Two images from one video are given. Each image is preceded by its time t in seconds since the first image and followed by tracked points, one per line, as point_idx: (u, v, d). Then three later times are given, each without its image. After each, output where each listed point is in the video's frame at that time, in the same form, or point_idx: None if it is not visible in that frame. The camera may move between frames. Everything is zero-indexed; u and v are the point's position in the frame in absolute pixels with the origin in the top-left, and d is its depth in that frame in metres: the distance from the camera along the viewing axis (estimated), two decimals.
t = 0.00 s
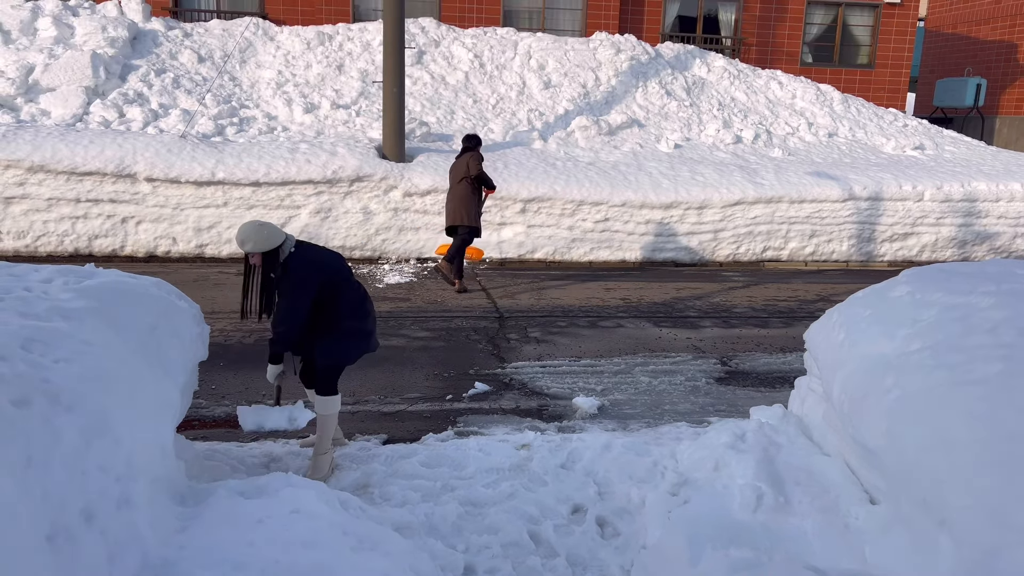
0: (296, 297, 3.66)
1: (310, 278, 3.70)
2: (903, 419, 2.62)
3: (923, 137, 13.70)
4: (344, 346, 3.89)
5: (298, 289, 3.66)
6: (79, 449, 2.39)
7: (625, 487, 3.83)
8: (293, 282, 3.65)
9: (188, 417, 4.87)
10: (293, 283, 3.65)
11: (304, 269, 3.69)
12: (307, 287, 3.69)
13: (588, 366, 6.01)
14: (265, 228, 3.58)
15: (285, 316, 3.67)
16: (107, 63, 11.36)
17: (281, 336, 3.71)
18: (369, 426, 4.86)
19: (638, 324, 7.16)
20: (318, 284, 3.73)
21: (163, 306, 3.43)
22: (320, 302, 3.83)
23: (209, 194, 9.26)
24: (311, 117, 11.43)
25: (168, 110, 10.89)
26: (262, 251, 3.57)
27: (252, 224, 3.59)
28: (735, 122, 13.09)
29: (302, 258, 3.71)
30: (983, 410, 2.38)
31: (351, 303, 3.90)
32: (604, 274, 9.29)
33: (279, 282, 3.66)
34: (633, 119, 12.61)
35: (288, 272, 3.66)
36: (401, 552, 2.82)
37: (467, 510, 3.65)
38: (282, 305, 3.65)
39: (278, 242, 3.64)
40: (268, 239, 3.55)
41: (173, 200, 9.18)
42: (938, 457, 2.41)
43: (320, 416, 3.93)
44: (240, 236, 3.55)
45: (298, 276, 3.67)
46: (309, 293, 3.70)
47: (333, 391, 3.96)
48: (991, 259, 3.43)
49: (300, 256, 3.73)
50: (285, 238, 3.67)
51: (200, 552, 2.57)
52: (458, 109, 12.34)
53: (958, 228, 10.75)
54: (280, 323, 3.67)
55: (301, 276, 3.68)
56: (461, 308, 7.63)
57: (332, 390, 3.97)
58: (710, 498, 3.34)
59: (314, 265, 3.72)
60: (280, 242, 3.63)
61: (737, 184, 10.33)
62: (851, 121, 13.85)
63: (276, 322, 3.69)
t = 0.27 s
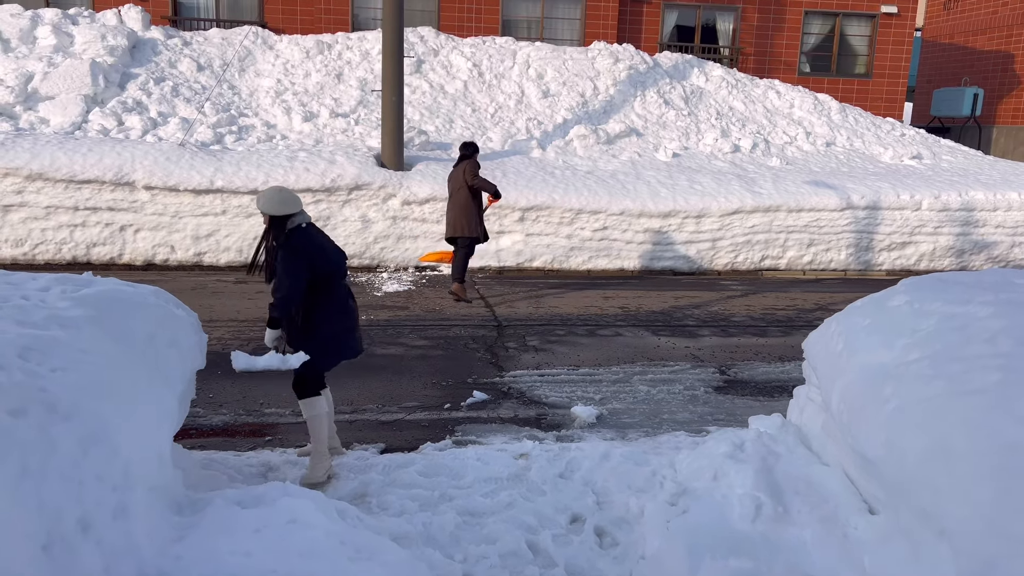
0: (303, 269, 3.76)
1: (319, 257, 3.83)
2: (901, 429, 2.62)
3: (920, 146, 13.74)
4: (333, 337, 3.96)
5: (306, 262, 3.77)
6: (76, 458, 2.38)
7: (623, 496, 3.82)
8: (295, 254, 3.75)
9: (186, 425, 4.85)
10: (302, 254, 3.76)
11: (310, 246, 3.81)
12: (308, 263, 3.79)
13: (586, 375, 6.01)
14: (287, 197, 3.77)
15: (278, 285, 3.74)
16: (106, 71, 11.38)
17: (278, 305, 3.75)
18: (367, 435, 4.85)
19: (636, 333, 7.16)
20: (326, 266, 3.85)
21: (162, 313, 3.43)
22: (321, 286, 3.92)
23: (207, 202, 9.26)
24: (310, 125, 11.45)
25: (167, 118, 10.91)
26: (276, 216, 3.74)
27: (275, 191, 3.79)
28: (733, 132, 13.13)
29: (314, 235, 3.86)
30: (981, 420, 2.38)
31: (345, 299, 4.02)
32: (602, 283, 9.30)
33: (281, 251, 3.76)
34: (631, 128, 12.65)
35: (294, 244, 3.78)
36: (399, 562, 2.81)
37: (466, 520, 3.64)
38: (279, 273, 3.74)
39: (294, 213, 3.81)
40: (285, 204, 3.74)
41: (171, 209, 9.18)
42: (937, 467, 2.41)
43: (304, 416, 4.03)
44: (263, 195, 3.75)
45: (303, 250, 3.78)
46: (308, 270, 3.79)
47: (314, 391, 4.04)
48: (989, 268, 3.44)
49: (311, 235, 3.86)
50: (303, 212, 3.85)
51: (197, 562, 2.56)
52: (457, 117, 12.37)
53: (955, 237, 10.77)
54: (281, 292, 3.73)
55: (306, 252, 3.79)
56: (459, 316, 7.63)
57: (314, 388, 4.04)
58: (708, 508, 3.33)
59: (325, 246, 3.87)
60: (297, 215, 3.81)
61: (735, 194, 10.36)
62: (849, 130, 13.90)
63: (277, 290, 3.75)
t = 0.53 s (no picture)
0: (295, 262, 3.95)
1: (316, 252, 4.04)
2: (900, 434, 2.62)
3: (918, 152, 13.77)
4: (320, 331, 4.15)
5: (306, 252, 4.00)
6: (73, 464, 2.38)
7: (622, 502, 3.80)
8: (292, 246, 3.96)
9: (183, 431, 4.84)
10: (304, 244, 3.99)
11: (309, 241, 4.01)
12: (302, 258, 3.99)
13: (585, 380, 6.00)
14: (296, 192, 3.99)
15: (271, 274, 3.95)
16: (105, 76, 11.40)
17: (273, 290, 3.94)
18: (365, 441, 4.83)
19: (635, 338, 7.16)
20: (326, 260, 4.08)
21: (161, 318, 3.42)
22: (314, 282, 4.10)
23: (206, 207, 9.26)
24: (309, 130, 11.45)
25: (165, 123, 10.91)
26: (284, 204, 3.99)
27: (289, 182, 4.04)
28: (732, 137, 13.14)
29: (315, 232, 4.06)
30: (980, 425, 2.38)
31: (332, 298, 4.21)
32: (601, 288, 9.29)
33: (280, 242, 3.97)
34: (629, 133, 12.66)
35: (294, 237, 3.98)
36: (397, 568, 2.79)
37: (463, 526, 3.62)
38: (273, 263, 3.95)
39: (301, 209, 4.04)
40: (290, 198, 3.96)
41: (169, 213, 9.18)
42: (935, 472, 2.40)
43: (273, 405, 4.33)
44: (276, 186, 4.01)
45: (300, 244, 3.99)
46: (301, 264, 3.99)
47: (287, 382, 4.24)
48: (988, 273, 3.44)
49: (313, 232, 4.06)
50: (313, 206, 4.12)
51: (194, 569, 2.54)
52: (456, 123, 12.38)
53: (954, 242, 10.77)
54: (278, 276, 3.92)
55: (303, 246, 4.00)
56: (457, 321, 7.62)
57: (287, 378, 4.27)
58: (707, 514, 3.32)
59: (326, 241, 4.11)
60: (303, 210, 4.03)
61: (734, 199, 10.37)
62: (847, 135, 13.92)
63: (271, 275, 3.94)
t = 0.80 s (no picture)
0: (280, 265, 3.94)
1: (304, 255, 4.01)
2: (900, 435, 2.62)
3: (917, 153, 13.78)
4: (307, 333, 4.15)
5: (296, 255, 3.99)
6: (71, 466, 2.37)
7: (621, 503, 3.79)
8: (278, 248, 3.94)
9: (182, 432, 4.83)
10: (291, 246, 3.96)
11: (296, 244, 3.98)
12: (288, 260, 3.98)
13: (584, 381, 6.00)
14: (289, 193, 3.97)
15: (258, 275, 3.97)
16: (103, 78, 11.40)
17: (259, 291, 3.96)
18: (363, 442, 4.83)
19: (634, 339, 7.16)
20: (316, 262, 4.05)
21: (159, 320, 3.42)
22: (302, 284, 4.07)
23: (204, 209, 9.26)
24: (308, 132, 11.45)
25: (164, 125, 10.91)
26: (277, 204, 4.00)
27: (286, 182, 4.02)
28: (730, 138, 13.15)
29: (305, 234, 4.02)
30: (980, 426, 2.38)
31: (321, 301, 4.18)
32: (599, 289, 9.29)
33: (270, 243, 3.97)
34: (628, 134, 12.66)
35: (282, 238, 3.96)
36: (395, 570, 2.78)
37: (463, 527, 3.61)
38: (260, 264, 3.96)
39: (293, 211, 4.01)
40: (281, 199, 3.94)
41: (168, 215, 9.17)
42: (935, 473, 2.40)
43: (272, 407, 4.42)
44: (272, 185, 4.01)
45: (287, 245, 3.96)
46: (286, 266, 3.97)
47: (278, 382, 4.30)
48: (986, 274, 3.44)
49: (304, 234, 4.03)
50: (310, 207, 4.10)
51: (192, 571, 2.53)
52: (454, 124, 12.38)
53: (952, 243, 10.78)
54: (263, 278, 3.93)
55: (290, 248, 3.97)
56: (456, 322, 7.62)
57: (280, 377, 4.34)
58: (707, 515, 3.32)
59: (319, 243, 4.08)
60: (295, 212, 4.01)
61: (732, 200, 10.38)
62: (845, 137, 13.94)
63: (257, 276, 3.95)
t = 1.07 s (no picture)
0: (264, 262, 3.94)
1: (290, 254, 4.00)
2: (899, 433, 2.61)
3: (916, 151, 13.78)
4: (290, 331, 4.14)
5: (280, 253, 3.98)
6: (70, 466, 2.37)
7: (621, 502, 3.79)
8: (263, 245, 3.94)
9: (181, 432, 4.83)
10: (277, 245, 3.97)
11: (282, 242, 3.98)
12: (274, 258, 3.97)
13: (583, 380, 6.00)
14: (279, 192, 3.98)
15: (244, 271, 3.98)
16: (102, 78, 11.39)
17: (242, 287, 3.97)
18: (363, 442, 4.82)
19: (633, 338, 7.16)
20: (301, 262, 4.05)
21: (158, 320, 3.41)
22: (286, 283, 4.07)
23: (204, 209, 9.25)
24: (307, 131, 11.45)
25: (163, 124, 10.90)
26: (267, 202, 4.01)
27: (278, 181, 4.02)
28: (730, 137, 13.15)
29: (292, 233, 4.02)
30: (980, 424, 2.38)
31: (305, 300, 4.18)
32: (599, 288, 9.29)
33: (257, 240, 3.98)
34: (627, 133, 12.66)
35: (269, 236, 3.96)
36: (395, 569, 2.77)
37: (462, 526, 3.61)
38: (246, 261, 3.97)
39: (282, 210, 4.01)
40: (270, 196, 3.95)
41: (167, 215, 9.16)
42: (935, 471, 2.39)
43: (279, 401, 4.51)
44: (264, 183, 4.02)
45: (273, 243, 3.96)
46: (271, 264, 3.97)
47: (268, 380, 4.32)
48: (986, 272, 3.44)
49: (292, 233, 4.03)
50: (300, 206, 4.08)
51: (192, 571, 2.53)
52: (454, 123, 12.37)
53: (952, 241, 10.78)
54: (247, 275, 3.94)
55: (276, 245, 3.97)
56: (456, 322, 7.61)
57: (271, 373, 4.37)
58: (706, 514, 3.32)
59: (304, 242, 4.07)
60: (284, 210, 4.01)
61: (731, 199, 10.38)
62: (844, 135, 13.94)
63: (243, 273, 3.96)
